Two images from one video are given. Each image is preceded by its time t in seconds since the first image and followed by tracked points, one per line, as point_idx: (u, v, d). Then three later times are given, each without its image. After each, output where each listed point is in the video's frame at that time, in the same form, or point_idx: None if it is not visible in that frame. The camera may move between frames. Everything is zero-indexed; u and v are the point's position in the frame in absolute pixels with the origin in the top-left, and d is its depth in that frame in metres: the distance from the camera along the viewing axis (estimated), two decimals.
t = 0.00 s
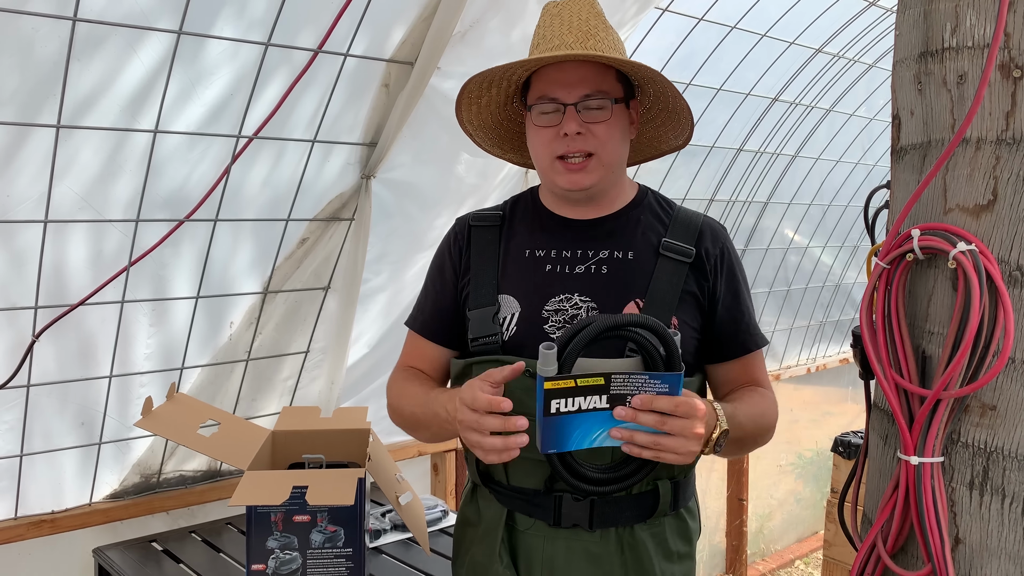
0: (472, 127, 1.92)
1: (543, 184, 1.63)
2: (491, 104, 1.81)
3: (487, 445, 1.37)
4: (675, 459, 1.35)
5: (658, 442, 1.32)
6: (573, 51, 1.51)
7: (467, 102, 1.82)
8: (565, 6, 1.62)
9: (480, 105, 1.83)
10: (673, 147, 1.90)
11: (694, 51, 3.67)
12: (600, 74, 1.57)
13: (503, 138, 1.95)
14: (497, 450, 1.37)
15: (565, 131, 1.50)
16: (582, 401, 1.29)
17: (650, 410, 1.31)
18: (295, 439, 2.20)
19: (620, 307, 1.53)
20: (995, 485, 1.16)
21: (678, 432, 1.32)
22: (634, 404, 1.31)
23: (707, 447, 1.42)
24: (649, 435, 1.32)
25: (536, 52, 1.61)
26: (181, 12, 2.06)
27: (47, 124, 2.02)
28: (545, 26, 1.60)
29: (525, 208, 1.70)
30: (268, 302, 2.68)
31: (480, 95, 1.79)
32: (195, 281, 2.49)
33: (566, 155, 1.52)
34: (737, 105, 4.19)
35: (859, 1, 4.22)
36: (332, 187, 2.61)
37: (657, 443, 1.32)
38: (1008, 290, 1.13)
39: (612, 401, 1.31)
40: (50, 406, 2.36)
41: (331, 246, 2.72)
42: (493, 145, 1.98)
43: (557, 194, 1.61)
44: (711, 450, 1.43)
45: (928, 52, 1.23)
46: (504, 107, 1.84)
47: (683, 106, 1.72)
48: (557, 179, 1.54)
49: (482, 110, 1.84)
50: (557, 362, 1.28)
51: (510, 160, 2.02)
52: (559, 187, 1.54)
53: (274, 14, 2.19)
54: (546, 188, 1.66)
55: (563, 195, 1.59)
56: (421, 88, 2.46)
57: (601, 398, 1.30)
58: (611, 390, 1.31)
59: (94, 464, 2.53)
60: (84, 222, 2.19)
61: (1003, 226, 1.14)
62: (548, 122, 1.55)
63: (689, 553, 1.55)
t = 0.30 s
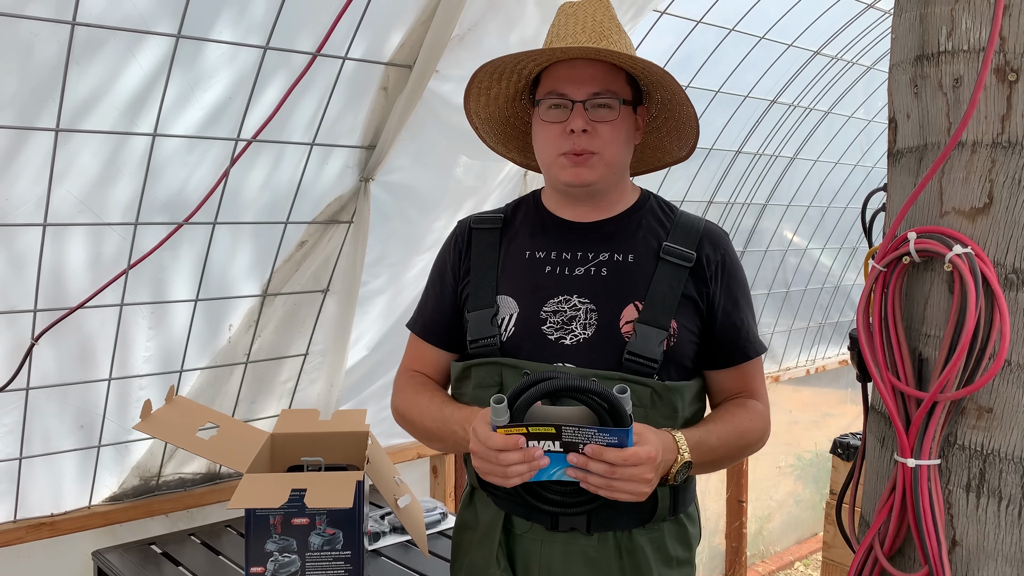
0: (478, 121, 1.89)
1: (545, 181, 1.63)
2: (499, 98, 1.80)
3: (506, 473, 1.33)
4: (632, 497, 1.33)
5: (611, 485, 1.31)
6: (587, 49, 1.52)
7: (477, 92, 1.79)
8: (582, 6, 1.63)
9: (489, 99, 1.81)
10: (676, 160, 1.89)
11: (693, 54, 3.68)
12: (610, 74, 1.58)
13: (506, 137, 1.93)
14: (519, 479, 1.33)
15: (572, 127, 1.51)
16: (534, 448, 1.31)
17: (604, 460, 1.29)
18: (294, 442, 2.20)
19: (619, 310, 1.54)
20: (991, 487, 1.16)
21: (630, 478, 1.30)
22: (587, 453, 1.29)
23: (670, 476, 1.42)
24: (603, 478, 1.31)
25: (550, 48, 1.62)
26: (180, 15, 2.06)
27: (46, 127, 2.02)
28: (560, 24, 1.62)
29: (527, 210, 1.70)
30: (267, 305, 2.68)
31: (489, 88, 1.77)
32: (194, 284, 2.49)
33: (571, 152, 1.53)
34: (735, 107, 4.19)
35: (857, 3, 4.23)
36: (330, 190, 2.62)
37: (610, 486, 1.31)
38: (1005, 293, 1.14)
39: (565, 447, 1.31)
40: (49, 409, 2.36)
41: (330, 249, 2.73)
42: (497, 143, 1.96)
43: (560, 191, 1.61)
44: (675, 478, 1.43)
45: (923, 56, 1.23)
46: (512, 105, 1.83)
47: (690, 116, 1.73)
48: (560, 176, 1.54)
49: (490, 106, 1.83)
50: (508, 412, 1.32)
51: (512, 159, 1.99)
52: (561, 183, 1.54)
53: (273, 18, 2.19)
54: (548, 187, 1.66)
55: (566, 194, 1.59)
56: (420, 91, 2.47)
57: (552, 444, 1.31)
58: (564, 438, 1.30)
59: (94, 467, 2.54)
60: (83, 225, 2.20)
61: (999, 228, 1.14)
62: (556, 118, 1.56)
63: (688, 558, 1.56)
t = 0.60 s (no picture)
0: (484, 119, 1.86)
1: (551, 182, 1.62)
2: (509, 98, 1.78)
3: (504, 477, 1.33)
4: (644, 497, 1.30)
5: (626, 480, 1.27)
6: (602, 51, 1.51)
7: (488, 90, 1.77)
8: (597, 8, 1.63)
9: (499, 98, 1.79)
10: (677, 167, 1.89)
11: (692, 55, 3.68)
12: (622, 77, 1.58)
13: (510, 138, 1.92)
14: (513, 487, 1.33)
15: (584, 128, 1.50)
16: (537, 455, 1.31)
17: (623, 448, 1.27)
18: (293, 444, 2.19)
19: (621, 311, 1.54)
20: (990, 489, 1.16)
21: (644, 472, 1.28)
22: (602, 442, 1.28)
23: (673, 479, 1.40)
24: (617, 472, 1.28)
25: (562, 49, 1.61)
26: (180, 18, 2.07)
27: (47, 129, 2.03)
28: (572, 26, 1.61)
29: (530, 213, 1.70)
30: (267, 306, 2.68)
31: (500, 87, 1.75)
32: (194, 285, 2.49)
33: (582, 153, 1.52)
34: (735, 109, 4.20)
35: (857, 6, 4.24)
36: (330, 192, 2.62)
37: (624, 481, 1.27)
38: (1003, 294, 1.14)
39: (570, 460, 1.32)
40: (50, 410, 2.36)
41: (330, 250, 2.73)
42: (501, 143, 1.94)
43: (567, 193, 1.60)
44: (676, 478, 1.41)
45: (922, 59, 1.24)
46: (518, 106, 1.82)
47: (700, 119, 1.73)
48: (569, 176, 1.53)
49: (497, 106, 1.82)
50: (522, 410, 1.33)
51: (514, 160, 1.97)
52: (571, 183, 1.53)
53: (273, 20, 2.20)
54: (554, 188, 1.66)
55: (574, 195, 1.59)
56: (420, 94, 2.47)
57: (557, 454, 1.32)
58: (570, 449, 1.32)
59: (94, 468, 2.54)
60: (84, 226, 2.20)
61: (997, 230, 1.15)
62: (569, 118, 1.55)
63: (687, 560, 1.56)
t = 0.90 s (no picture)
0: (490, 117, 1.86)
1: (554, 182, 1.62)
2: (515, 97, 1.78)
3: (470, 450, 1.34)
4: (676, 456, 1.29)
5: (654, 442, 1.28)
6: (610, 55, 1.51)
7: (495, 89, 1.77)
8: (606, 11, 1.62)
9: (506, 96, 1.80)
10: (677, 171, 1.90)
11: (692, 56, 3.69)
12: (629, 81, 1.58)
13: (514, 138, 1.92)
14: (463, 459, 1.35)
15: (590, 130, 1.49)
16: (503, 446, 1.28)
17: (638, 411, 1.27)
18: (294, 444, 2.20)
19: (621, 312, 1.55)
20: (987, 489, 1.17)
21: (667, 429, 1.28)
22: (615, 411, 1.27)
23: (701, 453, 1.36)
24: (643, 441, 1.27)
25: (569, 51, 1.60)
26: (181, 19, 2.08)
27: (48, 130, 2.04)
28: (581, 28, 1.60)
29: (533, 213, 1.71)
30: (267, 307, 2.69)
31: (508, 85, 1.75)
32: (195, 286, 2.50)
33: (587, 155, 1.52)
34: (734, 111, 4.20)
35: (856, 8, 4.25)
36: (330, 193, 2.63)
37: (655, 444, 1.28)
38: (1001, 295, 1.15)
39: (603, 467, 1.30)
40: (50, 410, 2.36)
41: (330, 251, 2.73)
42: (505, 141, 1.93)
43: (571, 193, 1.61)
44: (701, 453, 1.36)
45: (920, 61, 1.24)
46: (524, 105, 1.82)
47: (703, 126, 1.74)
48: (574, 178, 1.53)
49: (503, 104, 1.82)
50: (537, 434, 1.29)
51: (517, 158, 1.97)
52: (575, 185, 1.53)
53: (273, 22, 2.21)
54: (557, 189, 1.66)
55: (577, 196, 1.59)
56: (421, 95, 2.48)
57: (590, 466, 1.29)
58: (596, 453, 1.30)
59: (94, 468, 2.54)
60: (84, 227, 2.21)
61: (994, 232, 1.15)
62: (574, 120, 1.54)
63: (686, 560, 1.57)
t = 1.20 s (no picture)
0: (493, 116, 1.86)
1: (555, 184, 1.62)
2: (519, 99, 1.78)
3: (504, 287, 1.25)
4: (667, 360, 1.20)
5: (638, 367, 1.18)
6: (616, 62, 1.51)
7: (500, 90, 1.77)
8: (612, 17, 1.62)
9: (510, 98, 1.80)
10: (676, 175, 1.92)
11: (690, 58, 3.70)
12: (634, 89, 1.58)
13: (516, 137, 1.92)
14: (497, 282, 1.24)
15: (593, 136, 1.50)
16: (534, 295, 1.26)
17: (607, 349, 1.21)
18: (293, 443, 2.20)
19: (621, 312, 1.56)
20: (982, 490, 1.18)
21: (638, 346, 1.20)
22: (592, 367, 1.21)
23: (711, 366, 1.31)
24: (632, 373, 1.19)
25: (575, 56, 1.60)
26: (182, 20, 2.08)
27: (49, 130, 2.04)
28: (586, 33, 1.60)
29: (535, 213, 1.71)
30: (266, 307, 2.69)
31: (512, 87, 1.75)
32: (194, 286, 2.50)
33: (589, 159, 1.52)
34: (733, 113, 4.21)
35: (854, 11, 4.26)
36: (330, 194, 2.64)
37: (639, 367, 1.18)
38: (996, 297, 1.16)
39: (620, 419, 1.21)
40: (49, 409, 2.37)
41: (329, 252, 2.74)
42: (506, 140, 1.94)
43: (572, 195, 1.61)
44: (709, 361, 1.32)
45: (917, 65, 1.25)
46: (526, 107, 1.82)
47: (704, 132, 1.75)
48: (575, 181, 1.53)
49: (507, 105, 1.82)
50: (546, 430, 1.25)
51: (518, 157, 1.97)
52: (576, 188, 1.53)
53: (274, 23, 2.21)
54: (558, 190, 1.67)
55: (578, 198, 1.59)
56: (421, 96, 2.49)
57: (606, 426, 1.21)
58: (606, 411, 1.21)
59: (93, 467, 2.54)
60: (84, 227, 2.21)
61: (990, 234, 1.16)
62: (578, 125, 1.54)
63: (683, 558, 1.57)
